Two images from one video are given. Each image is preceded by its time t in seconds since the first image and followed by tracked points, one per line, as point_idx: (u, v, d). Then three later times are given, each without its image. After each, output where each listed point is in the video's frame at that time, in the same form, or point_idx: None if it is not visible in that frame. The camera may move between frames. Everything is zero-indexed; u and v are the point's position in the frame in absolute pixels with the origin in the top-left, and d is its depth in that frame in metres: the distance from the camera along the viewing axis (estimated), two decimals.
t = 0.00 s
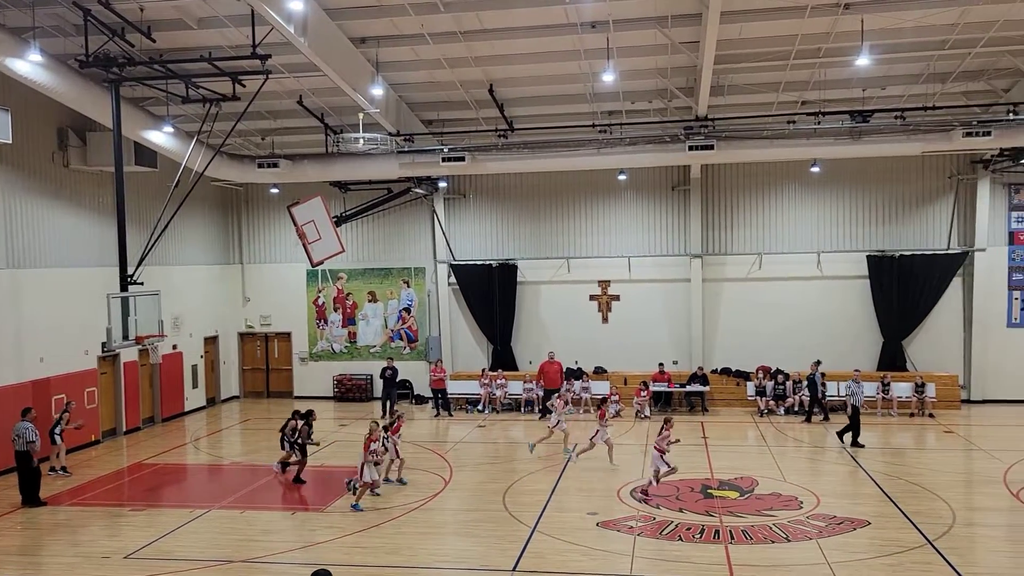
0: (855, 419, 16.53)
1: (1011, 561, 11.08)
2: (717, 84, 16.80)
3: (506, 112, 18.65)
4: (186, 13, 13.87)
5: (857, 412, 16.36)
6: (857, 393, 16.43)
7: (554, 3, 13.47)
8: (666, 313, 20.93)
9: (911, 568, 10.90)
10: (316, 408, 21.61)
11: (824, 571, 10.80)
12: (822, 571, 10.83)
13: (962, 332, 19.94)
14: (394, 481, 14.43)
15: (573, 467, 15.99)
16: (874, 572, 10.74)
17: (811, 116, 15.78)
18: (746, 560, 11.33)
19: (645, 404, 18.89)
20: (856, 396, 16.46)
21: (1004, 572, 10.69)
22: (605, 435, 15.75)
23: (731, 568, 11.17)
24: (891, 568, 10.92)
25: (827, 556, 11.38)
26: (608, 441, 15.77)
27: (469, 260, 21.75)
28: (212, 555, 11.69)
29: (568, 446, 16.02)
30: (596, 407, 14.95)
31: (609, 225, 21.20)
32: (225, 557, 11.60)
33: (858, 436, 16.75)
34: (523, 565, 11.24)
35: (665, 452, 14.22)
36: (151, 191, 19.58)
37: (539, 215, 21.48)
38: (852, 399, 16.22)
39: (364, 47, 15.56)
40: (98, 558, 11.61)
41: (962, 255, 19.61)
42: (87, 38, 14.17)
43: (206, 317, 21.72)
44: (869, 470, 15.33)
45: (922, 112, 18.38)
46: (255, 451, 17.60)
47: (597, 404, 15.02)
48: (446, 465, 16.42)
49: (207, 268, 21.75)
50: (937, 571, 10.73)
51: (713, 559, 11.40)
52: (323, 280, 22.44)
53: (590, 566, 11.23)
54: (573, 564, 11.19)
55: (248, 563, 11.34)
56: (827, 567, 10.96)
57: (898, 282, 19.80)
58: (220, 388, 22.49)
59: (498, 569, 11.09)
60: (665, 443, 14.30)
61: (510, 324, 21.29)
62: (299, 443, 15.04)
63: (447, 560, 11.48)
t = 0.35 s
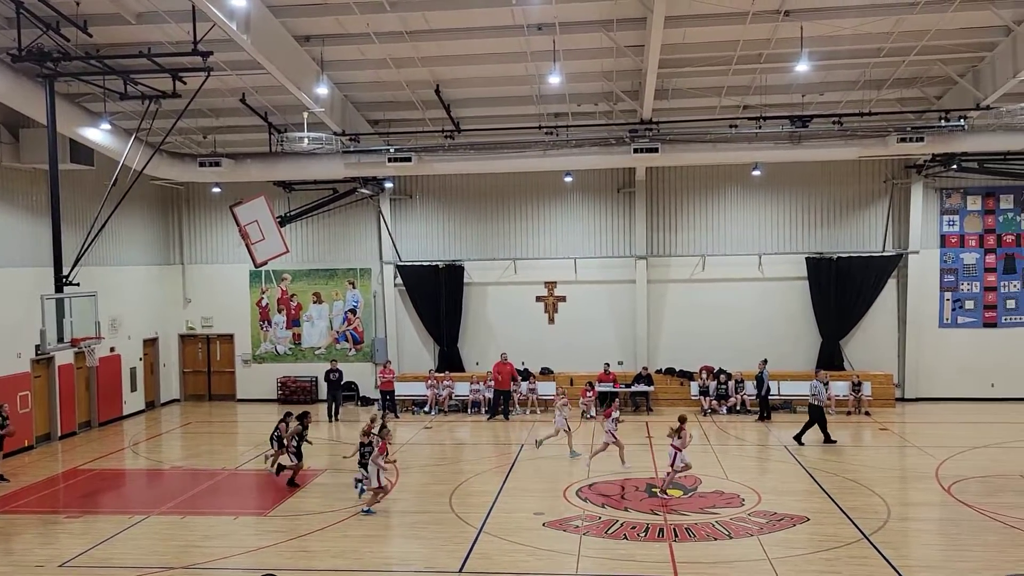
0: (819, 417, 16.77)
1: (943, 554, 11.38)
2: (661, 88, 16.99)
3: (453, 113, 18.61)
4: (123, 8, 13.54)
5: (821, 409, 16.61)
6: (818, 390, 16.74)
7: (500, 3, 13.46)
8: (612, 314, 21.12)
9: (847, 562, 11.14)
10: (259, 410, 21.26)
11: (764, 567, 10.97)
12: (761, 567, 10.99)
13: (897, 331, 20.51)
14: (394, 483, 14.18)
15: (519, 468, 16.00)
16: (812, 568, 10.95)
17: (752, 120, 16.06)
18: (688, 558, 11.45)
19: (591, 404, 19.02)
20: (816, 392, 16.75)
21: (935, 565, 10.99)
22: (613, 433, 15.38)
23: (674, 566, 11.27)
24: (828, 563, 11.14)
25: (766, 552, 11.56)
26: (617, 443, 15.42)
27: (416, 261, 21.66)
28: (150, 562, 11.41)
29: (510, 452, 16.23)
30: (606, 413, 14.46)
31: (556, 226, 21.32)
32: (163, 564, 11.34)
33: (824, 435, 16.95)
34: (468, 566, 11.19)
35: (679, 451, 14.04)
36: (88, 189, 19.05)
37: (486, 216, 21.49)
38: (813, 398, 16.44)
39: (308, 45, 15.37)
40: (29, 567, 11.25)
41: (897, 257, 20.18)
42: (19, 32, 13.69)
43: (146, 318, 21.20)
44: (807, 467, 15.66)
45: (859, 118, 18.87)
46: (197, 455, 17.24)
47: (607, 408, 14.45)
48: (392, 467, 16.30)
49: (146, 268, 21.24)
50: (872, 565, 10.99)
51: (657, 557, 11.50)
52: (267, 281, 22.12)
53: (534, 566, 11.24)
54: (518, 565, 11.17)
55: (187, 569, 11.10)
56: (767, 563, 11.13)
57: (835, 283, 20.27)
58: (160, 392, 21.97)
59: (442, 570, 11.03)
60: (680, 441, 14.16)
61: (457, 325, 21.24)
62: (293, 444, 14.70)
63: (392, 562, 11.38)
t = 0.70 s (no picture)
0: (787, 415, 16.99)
1: (884, 549, 11.63)
2: (611, 91, 17.12)
3: (403, 114, 18.52)
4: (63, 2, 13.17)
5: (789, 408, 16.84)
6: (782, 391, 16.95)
7: (450, 4, 13.40)
8: (562, 315, 21.24)
9: (792, 559, 11.30)
10: (206, 413, 20.89)
11: (711, 564, 11.08)
12: (709, 565, 11.10)
13: (839, 331, 21.01)
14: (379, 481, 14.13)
15: (469, 470, 15.97)
16: (758, 565, 11.09)
17: (699, 124, 16.26)
18: (638, 556, 11.51)
19: (541, 404, 19.09)
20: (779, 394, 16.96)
21: (877, 560, 11.21)
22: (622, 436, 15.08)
23: (624, 565, 11.31)
24: (774, 560, 11.30)
25: (714, 550, 11.68)
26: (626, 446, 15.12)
27: (366, 262, 21.53)
28: (89, 570, 11.11)
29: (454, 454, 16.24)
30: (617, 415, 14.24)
31: (506, 227, 21.37)
32: (104, 571, 11.05)
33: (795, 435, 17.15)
34: (418, 568, 11.10)
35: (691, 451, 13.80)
36: (25, 187, 18.50)
37: (437, 217, 21.44)
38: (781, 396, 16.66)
39: (255, 43, 15.14)
40: None
41: (840, 259, 20.68)
42: None
43: (87, 320, 20.66)
44: (754, 466, 15.90)
45: (803, 123, 19.26)
46: (141, 459, 16.87)
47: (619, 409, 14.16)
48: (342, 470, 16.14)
49: (87, 268, 20.70)
50: (815, 561, 11.17)
51: (606, 556, 11.54)
52: (213, 282, 21.78)
53: (484, 567, 11.19)
54: (467, 566, 11.12)
55: None
56: (714, 560, 11.25)
57: (780, 285, 20.66)
58: (101, 395, 21.41)
59: (391, 573, 10.92)
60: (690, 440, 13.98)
61: (408, 326, 21.14)
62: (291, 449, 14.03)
63: (340, 566, 11.24)
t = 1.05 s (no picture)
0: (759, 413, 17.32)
1: (833, 544, 11.84)
2: (567, 93, 17.21)
3: (359, 113, 18.41)
4: None
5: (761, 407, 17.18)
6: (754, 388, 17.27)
7: (405, 3, 13.33)
8: (518, 315, 21.29)
9: (744, 556, 11.44)
10: (157, 416, 20.54)
11: (664, 563, 11.17)
12: (663, 563, 11.19)
13: (791, 332, 21.38)
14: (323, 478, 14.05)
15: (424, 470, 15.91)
16: (711, 562, 11.20)
17: (654, 127, 16.40)
18: (593, 555, 11.55)
19: (497, 405, 19.12)
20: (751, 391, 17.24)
21: (826, 555, 11.41)
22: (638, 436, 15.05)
23: (579, 564, 11.34)
24: (726, 557, 11.43)
25: (667, 548, 11.76)
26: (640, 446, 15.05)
27: (321, 263, 21.36)
28: None
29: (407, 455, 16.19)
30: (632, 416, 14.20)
31: (462, 228, 21.36)
32: None
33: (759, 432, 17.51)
34: (372, 570, 11.01)
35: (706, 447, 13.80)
36: None
37: (393, 217, 21.36)
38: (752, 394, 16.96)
39: (207, 40, 14.87)
40: None
41: (791, 260, 21.07)
42: None
43: (32, 321, 20.16)
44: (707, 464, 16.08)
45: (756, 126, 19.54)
46: (89, 463, 16.52)
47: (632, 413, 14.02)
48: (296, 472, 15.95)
49: (32, 268, 20.20)
50: (766, 558, 11.32)
51: (561, 556, 11.57)
52: (164, 282, 21.43)
53: (438, 568, 11.15)
54: (422, 567, 11.07)
55: None
56: (669, 558, 11.34)
57: (734, 286, 20.95)
58: (48, 398, 20.87)
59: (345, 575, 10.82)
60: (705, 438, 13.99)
61: (363, 328, 21.00)
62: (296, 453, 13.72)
63: (293, 569, 11.11)
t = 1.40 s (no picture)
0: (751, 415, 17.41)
1: (803, 542, 11.96)
2: (539, 93, 17.24)
3: (331, 113, 18.33)
4: None
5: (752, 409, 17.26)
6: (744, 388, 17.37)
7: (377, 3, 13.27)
8: (491, 316, 21.31)
9: (716, 554, 11.51)
10: (125, 418, 20.28)
11: (636, 562, 11.21)
12: (635, 562, 11.23)
13: (761, 332, 21.58)
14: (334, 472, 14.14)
15: (395, 471, 15.86)
16: (683, 561, 11.26)
17: (626, 128, 16.42)
18: (566, 555, 11.57)
19: (470, 406, 19.09)
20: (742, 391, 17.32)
21: (796, 553, 11.51)
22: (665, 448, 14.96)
23: (553, 565, 11.34)
24: (698, 556, 11.49)
25: (640, 548, 11.80)
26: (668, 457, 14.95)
27: (293, 263, 21.23)
28: None
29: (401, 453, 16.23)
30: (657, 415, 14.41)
31: (435, 228, 21.33)
32: None
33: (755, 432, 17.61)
34: (344, 572, 10.94)
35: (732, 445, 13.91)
36: None
37: (366, 217, 21.28)
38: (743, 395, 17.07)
39: (176, 38, 14.72)
40: None
41: (761, 261, 21.32)
42: None
43: None
44: (678, 463, 16.18)
45: (727, 128, 19.72)
46: (55, 466, 16.27)
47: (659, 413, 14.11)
48: (267, 474, 15.81)
49: None
50: (737, 557, 11.39)
51: (534, 556, 11.57)
52: (132, 283, 21.17)
53: (410, 569, 11.10)
54: (394, 569, 11.02)
55: None
56: (641, 557, 11.38)
57: (705, 286, 21.13)
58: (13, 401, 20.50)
59: None
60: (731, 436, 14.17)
61: (335, 329, 20.91)
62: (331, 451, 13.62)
63: (264, 572, 11.01)
